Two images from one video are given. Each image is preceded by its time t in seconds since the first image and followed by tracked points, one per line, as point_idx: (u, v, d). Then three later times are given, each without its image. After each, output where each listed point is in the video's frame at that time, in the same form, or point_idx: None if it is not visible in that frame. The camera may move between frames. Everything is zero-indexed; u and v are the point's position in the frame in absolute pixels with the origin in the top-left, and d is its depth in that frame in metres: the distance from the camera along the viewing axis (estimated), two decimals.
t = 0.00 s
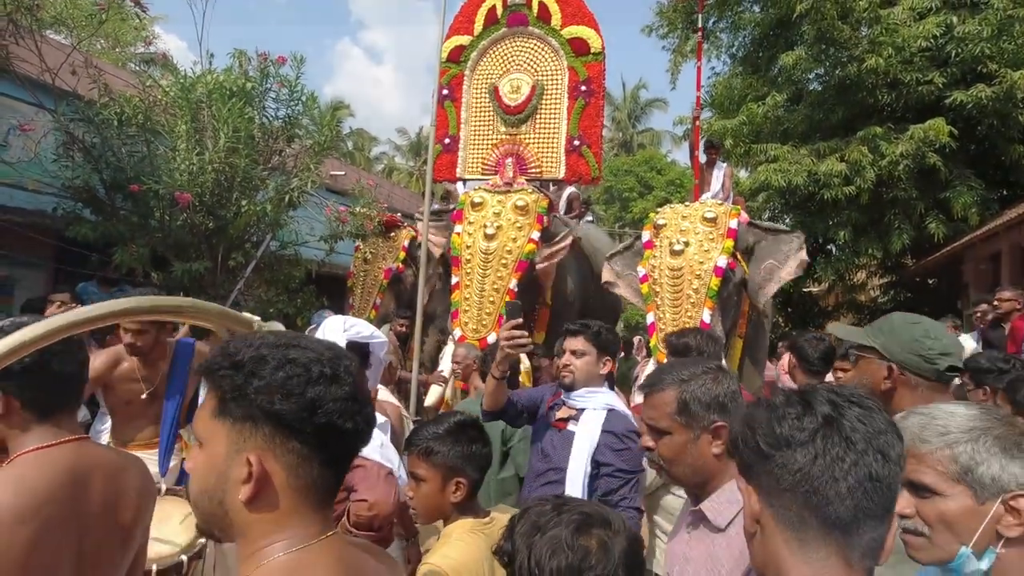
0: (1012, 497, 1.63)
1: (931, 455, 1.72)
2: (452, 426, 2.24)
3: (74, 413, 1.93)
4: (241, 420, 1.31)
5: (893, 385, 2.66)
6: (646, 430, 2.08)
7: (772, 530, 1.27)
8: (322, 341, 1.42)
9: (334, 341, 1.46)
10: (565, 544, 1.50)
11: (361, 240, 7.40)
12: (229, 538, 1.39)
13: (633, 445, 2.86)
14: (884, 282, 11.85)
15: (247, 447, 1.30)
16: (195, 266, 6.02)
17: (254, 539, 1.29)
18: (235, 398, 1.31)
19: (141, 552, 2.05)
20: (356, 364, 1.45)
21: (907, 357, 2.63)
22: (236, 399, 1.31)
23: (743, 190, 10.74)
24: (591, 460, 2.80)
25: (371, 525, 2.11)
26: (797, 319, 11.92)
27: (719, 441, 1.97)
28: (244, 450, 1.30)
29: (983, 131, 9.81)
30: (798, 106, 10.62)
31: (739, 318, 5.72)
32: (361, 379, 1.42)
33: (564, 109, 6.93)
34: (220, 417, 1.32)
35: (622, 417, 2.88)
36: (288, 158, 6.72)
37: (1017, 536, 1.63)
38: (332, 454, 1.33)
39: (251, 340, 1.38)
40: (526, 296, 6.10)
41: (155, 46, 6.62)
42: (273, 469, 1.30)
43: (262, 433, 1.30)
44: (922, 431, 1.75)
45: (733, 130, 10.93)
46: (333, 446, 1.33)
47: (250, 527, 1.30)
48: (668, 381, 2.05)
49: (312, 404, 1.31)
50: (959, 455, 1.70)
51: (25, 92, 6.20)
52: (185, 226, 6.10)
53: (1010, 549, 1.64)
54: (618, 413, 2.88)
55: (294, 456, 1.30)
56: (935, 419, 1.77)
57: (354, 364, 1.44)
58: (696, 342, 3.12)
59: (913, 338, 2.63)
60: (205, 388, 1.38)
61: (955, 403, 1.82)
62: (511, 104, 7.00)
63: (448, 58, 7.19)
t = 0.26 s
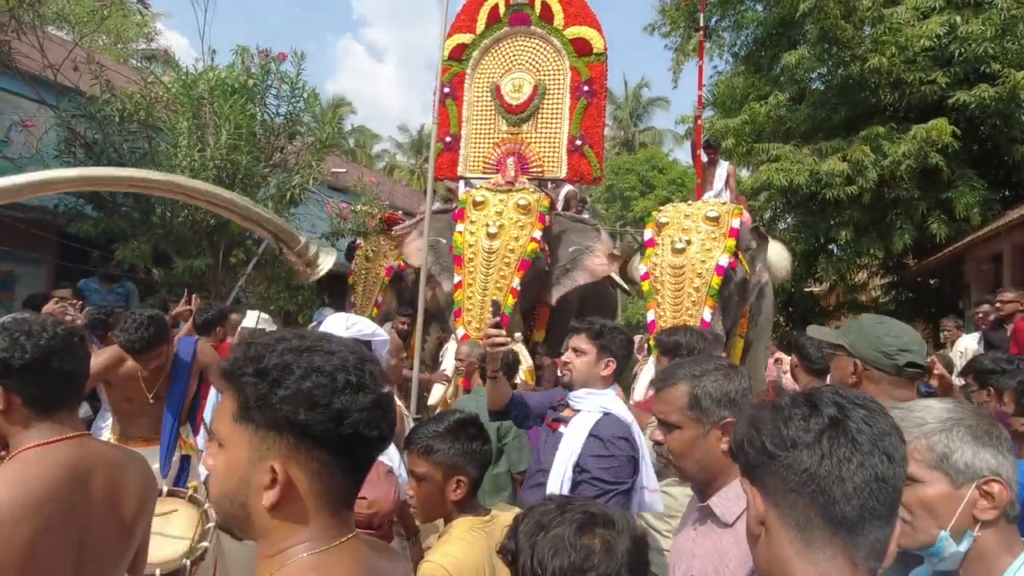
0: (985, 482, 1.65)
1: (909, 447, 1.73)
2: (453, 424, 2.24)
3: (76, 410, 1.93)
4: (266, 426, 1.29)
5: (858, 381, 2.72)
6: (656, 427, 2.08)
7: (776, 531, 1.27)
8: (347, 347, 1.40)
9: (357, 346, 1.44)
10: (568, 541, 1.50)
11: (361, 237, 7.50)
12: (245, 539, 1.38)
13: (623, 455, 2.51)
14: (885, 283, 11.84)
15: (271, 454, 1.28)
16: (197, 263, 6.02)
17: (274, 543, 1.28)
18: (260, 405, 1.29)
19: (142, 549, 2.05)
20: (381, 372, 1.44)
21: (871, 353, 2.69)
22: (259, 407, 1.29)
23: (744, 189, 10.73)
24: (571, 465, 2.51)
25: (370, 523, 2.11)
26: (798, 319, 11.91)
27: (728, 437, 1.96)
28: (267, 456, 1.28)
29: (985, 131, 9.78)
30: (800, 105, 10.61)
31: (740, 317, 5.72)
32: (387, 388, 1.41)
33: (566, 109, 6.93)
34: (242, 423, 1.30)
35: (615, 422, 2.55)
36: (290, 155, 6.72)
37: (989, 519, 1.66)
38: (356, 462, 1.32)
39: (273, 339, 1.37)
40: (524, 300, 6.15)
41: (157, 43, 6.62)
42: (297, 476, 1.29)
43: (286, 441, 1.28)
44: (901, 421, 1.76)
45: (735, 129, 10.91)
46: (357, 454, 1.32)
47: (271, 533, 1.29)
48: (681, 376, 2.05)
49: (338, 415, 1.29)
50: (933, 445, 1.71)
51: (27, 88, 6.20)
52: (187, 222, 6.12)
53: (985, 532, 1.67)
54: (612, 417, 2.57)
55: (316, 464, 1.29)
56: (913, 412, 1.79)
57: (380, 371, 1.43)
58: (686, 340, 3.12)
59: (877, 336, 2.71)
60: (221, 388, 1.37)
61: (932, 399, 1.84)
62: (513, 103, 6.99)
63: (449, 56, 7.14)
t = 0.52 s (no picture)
0: (970, 477, 1.65)
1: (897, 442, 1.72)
2: (453, 421, 2.24)
3: (75, 406, 1.92)
4: (269, 433, 1.26)
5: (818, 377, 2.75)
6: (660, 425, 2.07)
7: (774, 532, 1.26)
8: (359, 352, 1.37)
9: (368, 349, 1.41)
10: (569, 540, 1.50)
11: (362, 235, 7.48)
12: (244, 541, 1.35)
13: (610, 461, 2.43)
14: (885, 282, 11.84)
15: (271, 461, 1.26)
16: (197, 260, 6.01)
17: (273, 550, 1.26)
18: (264, 412, 1.26)
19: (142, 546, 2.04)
20: (392, 377, 1.41)
21: (827, 352, 2.71)
22: (262, 413, 1.26)
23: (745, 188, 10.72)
24: (557, 468, 2.50)
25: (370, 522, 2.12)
26: (798, 318, 11.91)
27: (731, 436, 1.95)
28: (269, 463, 1.26)
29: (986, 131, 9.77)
30: (801, 105, 10.60)
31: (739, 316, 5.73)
32: (397, 395, 1.38)
33: (567, 109, 6.94)
34: (245, 427, 1.28)
35: (604, 427, 2.48)
36: (290, 153, 6.70)
37: (974, 512, 1.66)
38: (360, 471, 1.30)
39: (280, 336, 1.35)
40: (525, 299, 6.14)
41: (157, 40, 6.60)
42: (297, 483, 1.26)
43: (289, 449, 1.26)
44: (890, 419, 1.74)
45: (735, 128, 10.90)
46: (362, 465, 1.30)
47: (270, 539, 1.27)
48: (687, 373, 2.04)
49: (344, 426, 1.26)
50: (922, 442, 1.70)
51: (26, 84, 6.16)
52: (187, 219, 6.11)
53: (971, 524, 1.67)
54: (603, 421, 2.51)
55: (320, 473, 1.27)
56: (899, 410, 1.78)
57: (391, 377, 1.40)
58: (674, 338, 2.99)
59: (829, 335, 2.73)
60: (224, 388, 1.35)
61: (917, 395, 1.83)
62: (514, 102, 6.98)
63: (450, 53, 7.10)
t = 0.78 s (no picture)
0: (966, 473, 1.65)
1: (895, 439, 1.71)
2: (448, 418, 2.24)
3: (71, 405, 1.92)
4: (225, 434, 1.21)
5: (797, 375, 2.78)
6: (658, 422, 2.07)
7: (773, 531, 1.26)
8: (331, 353, 1.30)
9: (343, 349, 1.35)
10: (564, 538, 1.49)
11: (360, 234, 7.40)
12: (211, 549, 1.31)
13: (609, 463, 2.43)
14: (884, 281, 11.86)
15: (229, 463, 1.21)
16: (196, 258, 6.01)
17: (229, 559, 1.21)
18: (219, 411, 1.22)
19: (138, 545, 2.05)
20: (366, 380, 1.34)
21: (804, 350, 2.73)
22: (219, 412, 1.22)
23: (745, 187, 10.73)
24: (557, 469, 2.49)
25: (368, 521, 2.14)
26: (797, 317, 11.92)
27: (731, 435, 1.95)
28: (225, 465, 1.21)
29: (986, 131, 9.76)
30: (801, 104, 10.61)
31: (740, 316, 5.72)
32: (366, 400, 1.31)
33: (567, 109, 6.94)
34: (205, 424, 1.23)
35: (605, 429, 2.47)
36: (290, 151, 6.70)
37: (969, 508, 1.66)
38: (322, 480, 1.24)
39: (255, 332, 1.31)
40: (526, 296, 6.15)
41: (156, 38, 6.59)
42: (254, 489, 1.21)
43: (245, 452, 1.20)
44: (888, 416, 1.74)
45: (735, 127, 10.92)
46: (322, 474, 1.24)
47: (227, 548, 1.21)
48: (685, 373, 2.03)
49: (301, 431, 1.20)
50: (920, 438, 1.70)
51: (25, 83, 6.16)
52: (186, 217, 6.09)
53: (965, 520, 1.67)
54: (603, 422, 2.50)
55: (276, 480, 1.21)
56: (899, 407, 1.77)
57: (363, 380, 1.33)
58: (669, 337, 3.00)
59: (806, 333, 2.74)
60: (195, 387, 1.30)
61: (915, 393, 1.83)
62: (514, 101, 6.95)
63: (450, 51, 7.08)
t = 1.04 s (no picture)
0: (959, 470, 1.66)
1: (889, 438, 1.72)
2: (444, 417, 2.27)
3: (69, 406, 1.94)
4: (146, 444, 1.11)
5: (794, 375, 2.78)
6: (655, 423, 2.07)
7: (770, 533, 1.26)
8: (276, 365, 1.17)
9: (296, 359, 1.21)
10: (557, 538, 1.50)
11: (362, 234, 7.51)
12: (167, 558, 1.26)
13: (612, 464, 2.44)
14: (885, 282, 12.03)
15: (147, 477, 1.11)
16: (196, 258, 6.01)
17: None
18: (140, 418, 1.12)
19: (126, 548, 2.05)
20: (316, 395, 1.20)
21: (798, 351, 2.74)
22: (137, 419, 1.12)
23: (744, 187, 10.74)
24: (561, 469, 2.50)
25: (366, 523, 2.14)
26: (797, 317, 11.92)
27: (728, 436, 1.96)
28: (143, 478, 1.11)
29: (986, 130, 9.75)
30: (801, 103, 10.62)
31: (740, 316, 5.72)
32: (309, 422, 1.17)
33: (567, 110, 6.95)
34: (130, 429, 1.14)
35: (610, 431, 2.46)
36: (289, 151, 6.71)
37: (962, 505, 1.66)
38: (244, 508, 1.11)
39: (208, 330, 1.22)
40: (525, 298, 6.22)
41: (156, 38, 6.60)
42: (171, 509, 1.10)
43: (163, 468, 1.10)
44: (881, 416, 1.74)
45: (735, 127, 10.94)
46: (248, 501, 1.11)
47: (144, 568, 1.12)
48: (682, 374, 2.04)
49: (222, 451, 1.08)
50: (914, 437, 1.70)
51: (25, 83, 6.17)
52: (186, 218, 6.09)
53: (958, 517, 1.67)
54: (609, 423, 2.49)
55: (194, 503, 1.09)
56: (892, 406, 1.78)
57: (312, 396, 1.19)
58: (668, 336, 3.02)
59: (800, 336, 2.74)
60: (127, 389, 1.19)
61: (910, 392, 1.83)
62: (514, 101, 6.95)
63: (451, 50, 7.08)
